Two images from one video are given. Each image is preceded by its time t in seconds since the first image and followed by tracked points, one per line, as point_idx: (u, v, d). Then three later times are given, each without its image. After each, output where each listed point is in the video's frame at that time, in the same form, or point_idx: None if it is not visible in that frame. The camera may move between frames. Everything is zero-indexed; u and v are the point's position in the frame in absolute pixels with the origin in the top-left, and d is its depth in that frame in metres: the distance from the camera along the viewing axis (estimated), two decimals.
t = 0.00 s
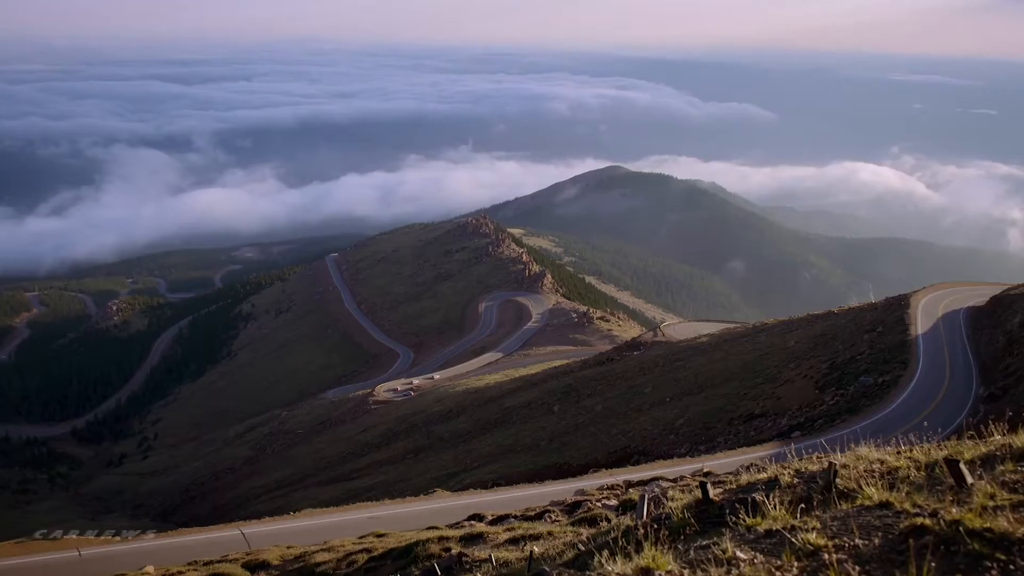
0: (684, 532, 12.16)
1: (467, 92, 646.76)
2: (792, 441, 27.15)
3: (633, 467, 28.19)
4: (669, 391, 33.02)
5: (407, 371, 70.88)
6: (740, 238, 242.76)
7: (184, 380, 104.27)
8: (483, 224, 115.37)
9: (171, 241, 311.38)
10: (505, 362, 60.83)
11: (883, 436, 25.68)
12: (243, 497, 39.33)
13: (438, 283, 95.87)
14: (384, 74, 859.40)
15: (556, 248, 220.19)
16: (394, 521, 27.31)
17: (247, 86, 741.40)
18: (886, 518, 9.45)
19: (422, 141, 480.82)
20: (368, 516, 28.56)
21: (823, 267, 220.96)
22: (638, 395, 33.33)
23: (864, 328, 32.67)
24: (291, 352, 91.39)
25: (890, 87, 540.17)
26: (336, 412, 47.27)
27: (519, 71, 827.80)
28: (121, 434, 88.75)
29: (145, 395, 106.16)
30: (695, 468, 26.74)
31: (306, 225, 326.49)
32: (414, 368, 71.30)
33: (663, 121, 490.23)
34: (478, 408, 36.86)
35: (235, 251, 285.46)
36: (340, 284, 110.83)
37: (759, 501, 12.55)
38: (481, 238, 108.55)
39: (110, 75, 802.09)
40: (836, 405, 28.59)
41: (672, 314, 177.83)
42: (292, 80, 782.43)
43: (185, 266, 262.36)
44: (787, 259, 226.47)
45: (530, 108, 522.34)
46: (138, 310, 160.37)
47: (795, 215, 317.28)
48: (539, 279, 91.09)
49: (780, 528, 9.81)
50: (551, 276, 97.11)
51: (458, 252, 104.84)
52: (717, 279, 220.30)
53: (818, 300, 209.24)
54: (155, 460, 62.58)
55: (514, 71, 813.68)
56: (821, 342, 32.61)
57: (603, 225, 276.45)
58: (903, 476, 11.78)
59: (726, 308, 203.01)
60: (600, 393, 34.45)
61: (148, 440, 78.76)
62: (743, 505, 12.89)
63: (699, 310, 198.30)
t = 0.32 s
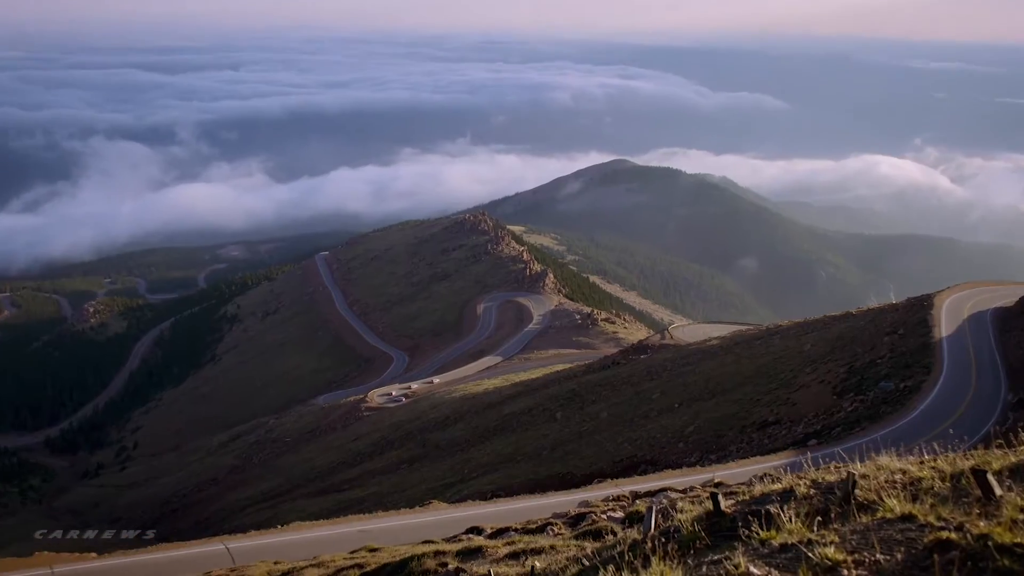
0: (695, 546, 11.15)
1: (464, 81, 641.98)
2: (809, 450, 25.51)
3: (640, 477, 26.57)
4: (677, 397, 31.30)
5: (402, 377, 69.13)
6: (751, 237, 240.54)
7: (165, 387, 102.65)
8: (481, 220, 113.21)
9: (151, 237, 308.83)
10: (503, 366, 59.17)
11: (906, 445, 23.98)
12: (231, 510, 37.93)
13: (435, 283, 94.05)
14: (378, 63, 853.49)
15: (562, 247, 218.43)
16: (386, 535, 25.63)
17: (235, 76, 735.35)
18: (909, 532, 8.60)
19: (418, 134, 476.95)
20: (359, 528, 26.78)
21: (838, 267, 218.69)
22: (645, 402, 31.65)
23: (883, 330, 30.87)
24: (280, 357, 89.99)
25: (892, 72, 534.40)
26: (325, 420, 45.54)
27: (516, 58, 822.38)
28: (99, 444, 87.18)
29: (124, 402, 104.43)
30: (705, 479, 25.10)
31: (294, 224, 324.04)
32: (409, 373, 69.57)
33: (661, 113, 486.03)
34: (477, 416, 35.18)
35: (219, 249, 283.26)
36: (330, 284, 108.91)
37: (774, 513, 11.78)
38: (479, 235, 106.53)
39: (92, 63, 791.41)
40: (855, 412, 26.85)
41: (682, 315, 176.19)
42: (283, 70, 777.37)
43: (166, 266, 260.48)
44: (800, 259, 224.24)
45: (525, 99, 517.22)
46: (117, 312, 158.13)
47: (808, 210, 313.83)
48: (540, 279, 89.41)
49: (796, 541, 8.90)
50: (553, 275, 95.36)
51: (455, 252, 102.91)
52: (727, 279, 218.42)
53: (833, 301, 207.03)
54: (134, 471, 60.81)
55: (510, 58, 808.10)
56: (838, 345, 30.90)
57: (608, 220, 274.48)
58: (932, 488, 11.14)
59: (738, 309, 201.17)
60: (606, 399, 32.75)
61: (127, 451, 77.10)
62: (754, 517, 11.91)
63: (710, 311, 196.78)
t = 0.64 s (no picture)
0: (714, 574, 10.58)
1: (453, 61, 630.20)
2: (842, 469, 22.54)
3: (654, 498, 23.72)
4: (694, 409, 28.33)
5: (392, 386, 66.36)
6: (773, 232, 234.24)
7: (128, 399, 99.49)
8: (478, 215, 109.80)
9: (124, 233, 300.07)
10: (503, 374, 56.35)
11: (951, 463, 20.97)
12: (206, 534, 35.52)
13: (427, 283, 91.20)
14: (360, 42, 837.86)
15: (575, 246, 213.82)
16: (373, 561, 22.67)
17: (207, 54, 716.53)
18: (956, 560, 8.41)
19: (409, 120, 468.61)
20: (341, 556, 23.50)
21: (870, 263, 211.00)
22: (659, 414, 28.65)
23: (924, 334, 27.75)
24: (259, 364, 87.24)
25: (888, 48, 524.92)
26: (304, 435, 42.94)
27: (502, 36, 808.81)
28: (54, 463, 83.79)
29: (84, 416, 101.00)
30: (727, 500, 22.12)
31: (273, 220, 315.21)
32: (403, 381, 66.82)
33: (655, 98, 477.37)
34: (473, 429, 32.38)
35: (189, 246, 276.17)
36: (311, 284, 106.66)
37: (804, 538, 11.20)
38: (473, 231, 103.24)
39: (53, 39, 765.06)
40: (893, 426, 23.81)
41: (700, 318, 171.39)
42: (260, 48, 760.08)
43: (130, 264, 250.40)
44: (828, 255, 216.98)
45: (520, 83, 506.59)
46: (73, 317, 153.29)
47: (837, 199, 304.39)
48: (542, 278, 86.40)
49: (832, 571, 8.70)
50: (556, 274, 92.12)
51: (449, 249, 99.86)
52: (751, 278, 212.96)
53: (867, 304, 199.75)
54: (92, 494, 57.73)
55: (497, 35, 794.03)
56: (873, 351, 27.93)
57: (622, 214, 269.41)
58: (982, 517, 10.35)
59: (761, 309, 195.46)
60: (616, 411, 29.80)
61: (84, 471, 74.01)
62: (782, 541, 11.42)
63: (731, 311, 191.06)
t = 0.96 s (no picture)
0: None
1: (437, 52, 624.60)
2: (881, 490, 19.68)
3: (670, 523, 20.80)
4: (717, 423, 25.43)
5: (380, 397, 63.80)
6: (804, 234, 229.88)
7: (82, 411, 95.69)
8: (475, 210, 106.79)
9: (92, 229, 296.56)
10: (501, 385, 53.59)
11: (1009, 484, 17.97)
12: (172, 563, 33.12)
13: (417, 284, 88.72)
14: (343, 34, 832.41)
15: (590, 247, 212.29)
16: None
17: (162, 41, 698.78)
18: None
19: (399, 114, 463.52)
20: None
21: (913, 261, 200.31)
22: (679, 429, 25.79)
23: (976, 341, 24.51)
24: (234, 372, 84.03)
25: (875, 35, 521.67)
26: (280, 455, 40.51)
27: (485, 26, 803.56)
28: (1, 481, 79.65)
29: (32, 428, 96.51)
30: (751, 526, 19.21)
31: (244, 215, 313.17)
32: (394, 390, 64.32)
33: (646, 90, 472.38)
34: (467, 446, 29.64)
35: (152, 246, 272.30)
36: (288, 284, 106.24)
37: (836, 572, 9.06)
38: (469, 227, 100.34)
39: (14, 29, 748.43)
40: (939, 443, 20.72)
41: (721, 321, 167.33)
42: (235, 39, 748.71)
43: (82, 264, 244.62)
44: (868, 250, 207.39)
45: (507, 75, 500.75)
46: (21, 319, 148.08)
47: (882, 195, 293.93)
48: (547, 278, 83.41)
49: None
50: (562, 274, 89.19)
51: (444, 246, 97.30)
52: (779, 277, 208.49)
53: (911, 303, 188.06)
54: (36, 518, 54.19)
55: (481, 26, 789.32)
56: (916, 359, 24.87)
57: (647, 223, 269.56)
58: None
59: (789, 307, 188.76)
60: (631, 424, 26.98)
61: (32, 493, 70.07)
62: None
63: (755, 311, 184.78)
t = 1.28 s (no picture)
0: None
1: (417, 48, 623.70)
2: (928, 517, 17.19)
3: (689, 554, 18.12)
4: (742, 441, 22.68)
5: (368, 409, 61.15)
6: (837, 230, 225.83)
7: (27, 427, 91.57)
8: (472, 201, 105.40)
9: (61, 227, 289.41)
10: (499, 398, 50.96)
11: None
12: None
13: (407, 285, 87.24)
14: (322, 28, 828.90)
15: (601, 244, 210.73)
16: None
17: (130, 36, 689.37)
18: None
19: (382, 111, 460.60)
20: None
21: (959, 254, 193.54)
22: (703, 446, 23.00)
23: None
24: (204, 385, 80.17)
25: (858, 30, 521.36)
26: (250, 479, 38.44)
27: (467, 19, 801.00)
28: None
29: None
30: (781, 557, 16.58)
31: (211, 211, 308.23)
32: (385, 401, 61.89)
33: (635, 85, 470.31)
34: (459, 467, 26.96)
35: (106, 240, 266.22)
36: (259, 283, 106.04)
37: None
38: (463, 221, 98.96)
39: None
40: (994, 463, 18.04)
41: (747, 327, 164.16)
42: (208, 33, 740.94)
43: (32, 259, 238.87)
44: (914, 249, 201.56)
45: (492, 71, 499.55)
46: None
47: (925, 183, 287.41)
48: (551, 278, 80.55)
49: None
50: (570, 274, 86.22)
51: (435, 241, 96.17)
52: (814, 277, 204.82)
53: (957, 305, 181.42)
54: None
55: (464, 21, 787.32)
56: (965, 370, 22.07)
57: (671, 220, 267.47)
58: None
59: (822, 303, 183.88)
60: (647, 441, 24.23)
61: None
62: None
63: (785, 311, 180.58)
